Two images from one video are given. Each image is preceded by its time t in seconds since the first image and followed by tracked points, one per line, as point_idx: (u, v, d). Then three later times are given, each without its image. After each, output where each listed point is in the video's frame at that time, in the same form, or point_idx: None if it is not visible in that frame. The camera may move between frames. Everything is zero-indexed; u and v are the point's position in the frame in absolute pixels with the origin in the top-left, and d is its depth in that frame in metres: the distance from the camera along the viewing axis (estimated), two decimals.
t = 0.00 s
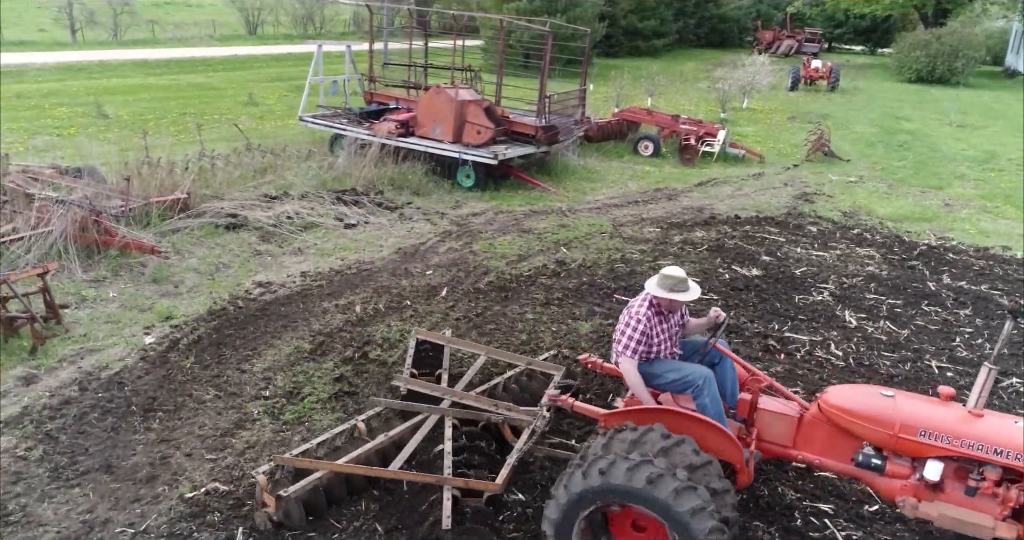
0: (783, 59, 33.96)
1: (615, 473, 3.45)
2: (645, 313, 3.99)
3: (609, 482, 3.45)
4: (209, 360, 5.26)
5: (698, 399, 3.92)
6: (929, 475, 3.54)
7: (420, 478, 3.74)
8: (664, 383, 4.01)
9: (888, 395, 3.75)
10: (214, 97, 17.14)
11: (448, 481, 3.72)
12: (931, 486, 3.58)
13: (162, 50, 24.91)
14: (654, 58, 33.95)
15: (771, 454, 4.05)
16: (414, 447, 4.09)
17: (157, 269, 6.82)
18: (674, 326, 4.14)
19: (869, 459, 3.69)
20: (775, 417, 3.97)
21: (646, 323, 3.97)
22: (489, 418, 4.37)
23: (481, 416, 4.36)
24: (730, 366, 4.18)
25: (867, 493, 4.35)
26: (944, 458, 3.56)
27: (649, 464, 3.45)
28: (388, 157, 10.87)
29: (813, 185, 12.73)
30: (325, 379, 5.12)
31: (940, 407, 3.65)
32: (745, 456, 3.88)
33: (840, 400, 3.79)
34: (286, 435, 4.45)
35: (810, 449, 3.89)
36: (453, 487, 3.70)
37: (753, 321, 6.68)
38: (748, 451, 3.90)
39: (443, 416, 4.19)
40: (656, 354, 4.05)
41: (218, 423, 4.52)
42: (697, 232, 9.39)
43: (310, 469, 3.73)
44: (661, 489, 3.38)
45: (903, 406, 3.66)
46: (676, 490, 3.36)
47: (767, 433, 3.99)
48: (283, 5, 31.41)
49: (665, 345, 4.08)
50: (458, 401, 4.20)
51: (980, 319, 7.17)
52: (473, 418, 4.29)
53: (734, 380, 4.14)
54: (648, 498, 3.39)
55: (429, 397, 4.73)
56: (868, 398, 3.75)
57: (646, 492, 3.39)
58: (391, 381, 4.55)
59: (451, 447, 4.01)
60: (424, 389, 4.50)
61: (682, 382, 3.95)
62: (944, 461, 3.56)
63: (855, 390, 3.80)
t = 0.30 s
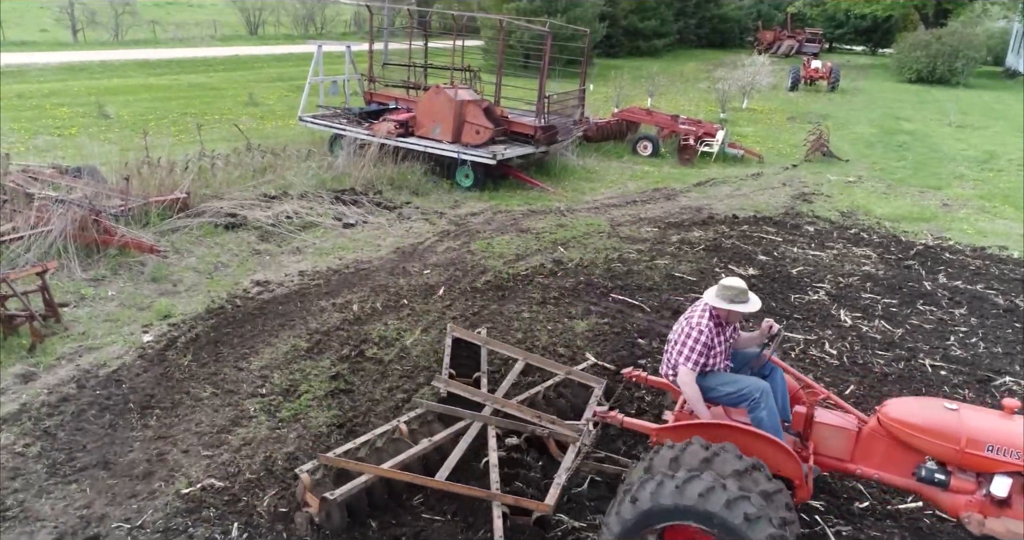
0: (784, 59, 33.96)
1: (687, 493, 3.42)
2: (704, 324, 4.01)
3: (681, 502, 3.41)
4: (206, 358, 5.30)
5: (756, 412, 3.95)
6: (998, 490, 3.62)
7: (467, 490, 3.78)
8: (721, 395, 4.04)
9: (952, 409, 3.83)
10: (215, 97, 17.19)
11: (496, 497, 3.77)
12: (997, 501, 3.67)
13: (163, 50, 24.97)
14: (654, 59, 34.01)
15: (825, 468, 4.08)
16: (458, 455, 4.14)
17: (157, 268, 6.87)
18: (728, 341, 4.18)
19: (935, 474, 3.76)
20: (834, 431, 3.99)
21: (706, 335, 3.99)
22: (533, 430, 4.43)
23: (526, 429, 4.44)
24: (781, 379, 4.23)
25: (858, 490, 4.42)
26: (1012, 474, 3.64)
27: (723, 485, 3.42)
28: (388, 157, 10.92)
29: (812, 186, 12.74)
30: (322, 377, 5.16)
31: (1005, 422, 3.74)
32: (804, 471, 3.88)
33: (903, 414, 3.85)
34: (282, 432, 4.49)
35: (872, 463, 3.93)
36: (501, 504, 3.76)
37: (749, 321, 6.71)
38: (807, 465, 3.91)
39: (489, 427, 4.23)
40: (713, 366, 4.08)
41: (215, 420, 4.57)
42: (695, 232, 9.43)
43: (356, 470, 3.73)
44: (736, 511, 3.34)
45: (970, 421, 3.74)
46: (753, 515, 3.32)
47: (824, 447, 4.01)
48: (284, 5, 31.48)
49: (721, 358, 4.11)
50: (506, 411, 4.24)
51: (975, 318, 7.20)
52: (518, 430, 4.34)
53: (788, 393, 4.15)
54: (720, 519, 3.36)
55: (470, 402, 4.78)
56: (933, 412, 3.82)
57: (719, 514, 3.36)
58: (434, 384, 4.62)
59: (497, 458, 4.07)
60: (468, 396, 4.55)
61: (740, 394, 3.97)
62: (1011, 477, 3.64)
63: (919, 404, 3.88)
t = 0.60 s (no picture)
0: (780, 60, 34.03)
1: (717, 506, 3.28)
2: (723, 330, 4.04)
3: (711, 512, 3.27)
4: (183, 352, 5.40)
5: (776, 418, 3.96)
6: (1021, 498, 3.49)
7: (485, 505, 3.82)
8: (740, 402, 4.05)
9: (973, 416, 3.71)
10: (210, 97, 17.32)
11: (515, 510, 3.81)
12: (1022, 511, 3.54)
13: (161, 50, 25.16)
14: (651, 59, 34.15)
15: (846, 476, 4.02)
16: (474, 471, 4.11)
17: (140, 265, 6.98)
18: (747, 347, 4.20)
19: (955, 482, 3.65)
20: (852, 438, 3.94)
21: (726, 341, 4.01)
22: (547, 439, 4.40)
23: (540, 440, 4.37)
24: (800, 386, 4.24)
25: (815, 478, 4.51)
26: None
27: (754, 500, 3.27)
28: (375, 156, 11.03)
29: (798, 185, 12.82)
30: (295, 371, 5.26)
31: None
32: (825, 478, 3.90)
33: (922, 421, 3.76)
34: (253, 423, 4.59)
35: (891, 470, 3.85)
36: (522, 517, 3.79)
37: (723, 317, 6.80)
38: (826, 472, 3.91)
39: (504, 441, 4.20)
40: (732, 372, 4.10)
41: (188, 412, 4.67)
42: (677, 230, 9.53)
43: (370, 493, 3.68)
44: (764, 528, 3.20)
45: (991, 428, 3.61)
46: (782, 534, 3.19)
47: (843, 455, 3.96)
48: (282, 5, 31.65)
49: (740, 364, 4.13)
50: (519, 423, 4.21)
51: (948, 315, 7.29)
52: (532, 440, 4.29)
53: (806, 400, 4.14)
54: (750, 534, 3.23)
55: (480, 415, 4.73)
56: (952, 419, 3.72)
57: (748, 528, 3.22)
58: (443, 400, 4.56)
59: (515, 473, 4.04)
60: (478, 408, 4.50)
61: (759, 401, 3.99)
62: None
63: (938, 410, 3.77)
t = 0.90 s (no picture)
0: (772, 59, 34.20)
1: (699, 505, 3.43)
2: (693, 327, 4.13)
3: (694, 510, 3.44)
4: (143, 338, 5.62)
5: (749, 413, 4.04)
6: (987, 491, 3.68)
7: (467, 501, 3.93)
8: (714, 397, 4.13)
9: (942, 412, 3.89)
10: (198, 96, 17.57)
11: (498, 506, 3.92)
12: (986, 502, 3.73)
13: (155, 50, 25.44)
14: (643, 59, 34.39)
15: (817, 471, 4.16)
16: (457, 467, 4.22)
17: (110, 257, 7.20)
18: (721, 343, 4.28)
19: (924, 476, 3.82)
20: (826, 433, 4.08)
21: (697, 336, 4.12)
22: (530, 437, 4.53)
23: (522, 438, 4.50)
24: (776, 381, 4.31)
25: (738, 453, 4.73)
26: (1000, 476, 3.70)
27: (737, 501, 3.41)
28: (353, 153, 11.27)
29: (773, 182, 13.01)
30: (250, 357, 5.48)
31: (998, 425, 3.79)
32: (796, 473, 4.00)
33: (895, 416, 3.92)
34: (203, 405, 4.80)
35: (864, 465, 4.00)
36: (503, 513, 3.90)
37: (675, 308, 7.00)
38: (798, 466, 4.02)
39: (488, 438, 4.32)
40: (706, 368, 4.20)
41: (142, 394, 4.89)
42: (644, 225, 9.74)
43: (355, 488, 3.72)
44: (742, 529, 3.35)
45: (959, 424, 3.80)
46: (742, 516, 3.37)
47: (816, 450, 4.09)
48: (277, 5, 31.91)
49: (714, 360, 4.22)
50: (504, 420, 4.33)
51: (896, 307, 7.49)
52: (514, 438, 4.41)
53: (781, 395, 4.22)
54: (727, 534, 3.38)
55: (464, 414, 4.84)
56: (923, 416, 3.89)
57: (727, 528, 3.38)
58: (427, 397, 4.65)
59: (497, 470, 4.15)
60: (461, 406, 4.60)
61: (732, 396, 4.07)
62: (999, 479, 3.70)
63: (910, 407, 3.94)
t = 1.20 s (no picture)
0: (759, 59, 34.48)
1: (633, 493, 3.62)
2: (627, 317, 4.32)
3: (629, 498, 3.62)
4: (91, 320, 5.99)
5: (679, 400, 4.25)
6: (901, 474, 3.93)
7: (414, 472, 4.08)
8: (647, 384, 4.35)
9: (863, 399, 4.14)
10: (183, 94, 17.93)
11: (440, 478, 3.90)
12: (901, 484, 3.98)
13: (147, 49, 25.83)
14: (632, 58, 34.73)
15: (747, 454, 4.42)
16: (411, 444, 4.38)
17: (71, 246, 7.56)
18: (657, 333, 4.48)
19: (844, 459, 4.07)
20: (756, 419, 4.34)
21: (630, 327, 4.32)
22: (484, 418, 4.66)
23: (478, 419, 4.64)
24: (713, 369, 4.52)
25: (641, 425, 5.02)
26: (915, 459, 3.95)
27: (669, 493, 3.59)
28: (321, 149, 11.61)
29: (736, 177, 13.32)
30: (190, 335, 5.83)
31: (915, 412, 4.03)
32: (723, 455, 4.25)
33: (819, 403, 4.18)
34: (138, 378, 5.16)
35: (791, 448, 4.26)
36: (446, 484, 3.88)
37: (609, 294, 7.34)
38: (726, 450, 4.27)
39: (440, 416, 4.48)
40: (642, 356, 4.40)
41: (82, 369, 5.26)
42: (598, 218, 10.06)
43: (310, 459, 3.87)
44: (670, 522, 3.54)
45: (877, 410, 4.04)
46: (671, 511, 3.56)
47: (746, 434, 4.35)
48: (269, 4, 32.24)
49: (650, 348, 4.43)
50: (454, 399, 4.52)
51: (824, 294, 7.82)
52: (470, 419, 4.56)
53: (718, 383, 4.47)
54: (654, 523, 3.59)
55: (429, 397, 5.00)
56: (844, 403, 4.14)
57: (655, 517, 3.58)
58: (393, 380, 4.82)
59: (447, 448, 4.29)
60: (424, 388, 4.74)
61: (662, 382, 4.29)
62: (914, 462, 3.95)
63: (833, 394, 4.20)
